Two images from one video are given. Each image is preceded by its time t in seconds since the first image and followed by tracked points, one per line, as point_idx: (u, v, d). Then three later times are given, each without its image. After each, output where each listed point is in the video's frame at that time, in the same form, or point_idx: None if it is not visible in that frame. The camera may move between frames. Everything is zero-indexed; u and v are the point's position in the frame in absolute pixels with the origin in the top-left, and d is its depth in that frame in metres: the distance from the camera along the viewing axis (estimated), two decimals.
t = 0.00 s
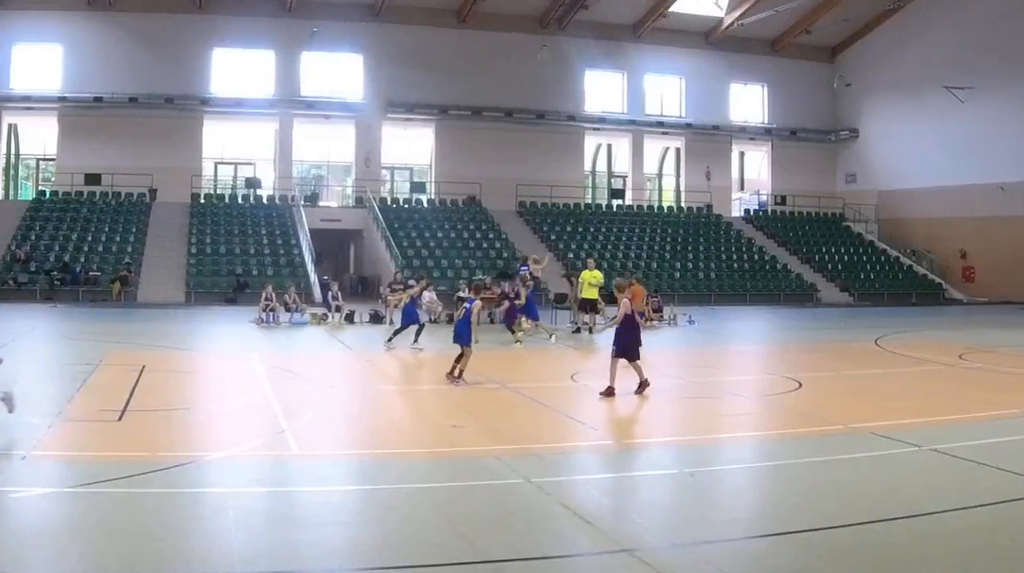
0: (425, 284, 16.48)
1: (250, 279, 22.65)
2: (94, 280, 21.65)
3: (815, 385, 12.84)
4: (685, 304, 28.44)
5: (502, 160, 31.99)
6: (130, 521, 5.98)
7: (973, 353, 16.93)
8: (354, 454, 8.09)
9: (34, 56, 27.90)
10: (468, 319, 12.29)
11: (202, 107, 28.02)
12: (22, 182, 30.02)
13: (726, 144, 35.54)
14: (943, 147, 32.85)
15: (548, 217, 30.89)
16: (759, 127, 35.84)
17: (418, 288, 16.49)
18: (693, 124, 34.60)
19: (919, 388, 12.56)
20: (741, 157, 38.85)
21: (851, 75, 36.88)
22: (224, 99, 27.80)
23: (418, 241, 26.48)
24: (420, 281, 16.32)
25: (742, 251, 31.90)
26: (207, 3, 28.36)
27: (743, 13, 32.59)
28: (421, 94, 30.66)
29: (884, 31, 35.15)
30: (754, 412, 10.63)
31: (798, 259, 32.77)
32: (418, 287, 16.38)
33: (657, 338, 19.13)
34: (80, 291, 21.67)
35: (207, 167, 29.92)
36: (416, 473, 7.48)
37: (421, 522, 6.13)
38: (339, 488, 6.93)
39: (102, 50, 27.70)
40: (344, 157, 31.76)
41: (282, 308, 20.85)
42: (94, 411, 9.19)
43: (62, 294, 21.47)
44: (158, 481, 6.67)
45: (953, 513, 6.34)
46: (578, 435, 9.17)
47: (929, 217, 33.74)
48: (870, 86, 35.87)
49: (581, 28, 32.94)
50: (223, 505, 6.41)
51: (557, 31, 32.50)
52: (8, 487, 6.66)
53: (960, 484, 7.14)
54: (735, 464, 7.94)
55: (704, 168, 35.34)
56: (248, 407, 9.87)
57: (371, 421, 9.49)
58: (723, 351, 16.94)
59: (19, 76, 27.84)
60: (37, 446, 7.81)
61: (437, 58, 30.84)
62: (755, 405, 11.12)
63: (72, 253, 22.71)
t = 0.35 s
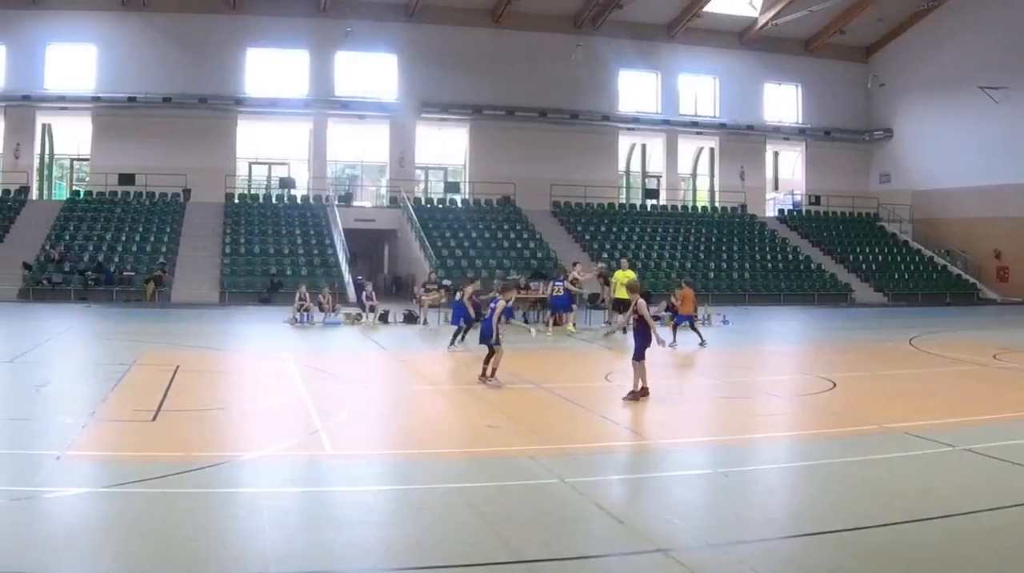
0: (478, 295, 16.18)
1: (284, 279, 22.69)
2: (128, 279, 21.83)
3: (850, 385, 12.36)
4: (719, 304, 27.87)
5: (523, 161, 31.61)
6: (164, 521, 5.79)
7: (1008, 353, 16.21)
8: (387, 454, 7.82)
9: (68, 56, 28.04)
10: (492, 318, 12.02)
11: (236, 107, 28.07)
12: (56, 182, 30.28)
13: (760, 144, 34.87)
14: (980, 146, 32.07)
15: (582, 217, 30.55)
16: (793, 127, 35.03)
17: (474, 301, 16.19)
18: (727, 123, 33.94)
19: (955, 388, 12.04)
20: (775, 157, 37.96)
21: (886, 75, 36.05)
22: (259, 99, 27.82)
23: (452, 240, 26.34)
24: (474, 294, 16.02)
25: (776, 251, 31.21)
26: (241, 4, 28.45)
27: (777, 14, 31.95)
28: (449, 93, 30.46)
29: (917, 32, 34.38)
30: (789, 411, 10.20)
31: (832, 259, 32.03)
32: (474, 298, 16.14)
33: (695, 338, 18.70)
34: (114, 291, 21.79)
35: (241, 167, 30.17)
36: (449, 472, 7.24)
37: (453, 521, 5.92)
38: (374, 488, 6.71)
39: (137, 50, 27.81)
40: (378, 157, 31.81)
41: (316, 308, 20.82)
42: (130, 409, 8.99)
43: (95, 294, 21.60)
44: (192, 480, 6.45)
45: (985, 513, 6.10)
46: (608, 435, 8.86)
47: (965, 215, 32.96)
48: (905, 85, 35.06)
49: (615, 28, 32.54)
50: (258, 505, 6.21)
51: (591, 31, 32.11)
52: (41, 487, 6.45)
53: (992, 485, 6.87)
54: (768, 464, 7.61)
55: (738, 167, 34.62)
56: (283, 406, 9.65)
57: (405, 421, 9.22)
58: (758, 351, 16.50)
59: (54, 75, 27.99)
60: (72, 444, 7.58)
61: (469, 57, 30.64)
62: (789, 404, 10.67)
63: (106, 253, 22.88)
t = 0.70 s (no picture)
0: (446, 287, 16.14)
1: (319, 280, 22.79)
2: (162, 280, 21.90)
3: (886, 384, 11.88)
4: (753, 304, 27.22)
5: (564, 158, 31.32)
6: (199, 521, 5.62)
7: None
8: (422, 454, 7.62)
9: (102, 55, 28.01)
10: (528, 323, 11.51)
11: (270, 107, 27.99)
12: (90, 182, 30.94)
13: (795, 145, 34.23)
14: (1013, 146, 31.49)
15: (616, 217, 30.19)
16: (828, 127, 34.36)
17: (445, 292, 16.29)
18: (761, 124, 33.29)
19: (992, 388, 11.57)
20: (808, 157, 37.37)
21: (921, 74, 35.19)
22: (293, 99, 27.76)
23: (487, 241, 26.17)
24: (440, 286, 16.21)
25: (809, 251, 30.60)
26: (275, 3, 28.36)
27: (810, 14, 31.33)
28: (478, 94, 30.21)
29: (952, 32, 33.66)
30: (826, 412, 9.78)
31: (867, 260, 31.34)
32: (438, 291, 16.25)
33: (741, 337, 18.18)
34: (148, 291, 21.82)
35: (276, 166, 30.24)
36: (481, 472, 7.04)
37: (484, 520, 5.73)
38: (407, 487, 6.53)
39: (172, 50, 27.81)
40: (412, 156, 31.78)
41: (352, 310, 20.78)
42: (164, 409, 8.82)
43: (128, 295, 21.62)
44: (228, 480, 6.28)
45: None
46: (642, 436, 8.54)
47: (999, 216, 32.30)
48: (941, 85, 34.29)
49: (649, 28, 32.10)
50: (292, 505, 6.03)
51: (626, 31, 31.72)
52: (73, 487, 6.27)
53: None
54: (803, 464, 7.31)
55: (772, 168, 33.99)
56: (319, 407, 9.46)
57: (440, 422, 9.00)
58: (791, 350, 16.08)
59: (88, 75, 27.98)
60: (106, 444, 7.38)
61: (501, 56, 30.42)
62: (827, 405, 10.23)
63: (141, 253, 23.01)
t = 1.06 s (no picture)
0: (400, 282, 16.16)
1: (355, 280, 22.86)
2: (198, 280, 21.76)
3: (921, 384, 11.47)
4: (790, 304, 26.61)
5: (597, 158, 30.95)
6: (233, 520, 5.46)
7: None
8: (457, 454, 7.40)
9: (138, 56, 28.03)
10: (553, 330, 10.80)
11: (306, 107, 27.96)
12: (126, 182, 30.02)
13: (831, 145, 33.44)
14: None
15: (653, 217, 29.76)
16: (862, 127, 33.51)
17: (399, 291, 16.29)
18: (798, 124, 32.63)
19: None
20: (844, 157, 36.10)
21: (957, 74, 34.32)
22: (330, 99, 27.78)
23: (524, 241, 25.99)
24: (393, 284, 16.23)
25: (844, 250, 29.81)
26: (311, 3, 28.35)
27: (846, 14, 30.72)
28: (511, 94, 30.00)
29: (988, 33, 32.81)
30: (864, 412, 9.42)
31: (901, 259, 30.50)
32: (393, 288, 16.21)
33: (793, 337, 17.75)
34: (184, 291, 21.73)
35: (311, 166, 29.88)
36: (516, 471, 6.84)
37: (517, 518, 5.60)
38: (444, 487, 6.33)
39: (209, 50, 27.81)
40: (447, 156, 31.51)
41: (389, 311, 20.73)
42: (200, 409, 8.67)
43: (165, 294, 21.58)
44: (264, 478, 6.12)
45: None
46: (678, 435, 8.28)
47: None
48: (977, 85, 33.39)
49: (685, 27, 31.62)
50: (328, 504, 5.87)
51: (661, 31, 31.33)
52: (107, 485, 6.10)
53: None
54: (838, 464, 7.08)
55: (808, 168, 33.29)
56: (355, 406, 9.29)
57: (477, 423, 8.75)
58: (827, 349, 15.68)
59: (123, 76, 28.00)
60: (141, 443, 7.17)
61: (535, 56, 30.19)
62: (865, 405, 9.87)
63: (177, 253, 22.99)
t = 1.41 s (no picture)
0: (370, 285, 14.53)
1: (389, 280, 22.82)
2: (232, 280, 21.76)
3: (956, 384, 11.06)
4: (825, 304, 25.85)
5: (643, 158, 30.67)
6: (268, 520, 5.31)
7: None
8: (491, 453, 7.23)
9: (172, 56, 27.99)
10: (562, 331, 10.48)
11: (340, 107, 27.92)
12: (160, 183, 30.34)
13: (865, 145, 32.81)
14: None
15: (687, 217, 29.25)
16: (897, 127, 32.78)
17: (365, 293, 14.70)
18: (832, 124, 32.03)
19: None
20: (879, 157, 35.43)
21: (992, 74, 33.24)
22: (365, 99, 27.77)
23: (558, 241, 25.70)
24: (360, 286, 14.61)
25: (876, 251, 29.03)
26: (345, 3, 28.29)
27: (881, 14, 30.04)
28: (543, 94, 29.76)
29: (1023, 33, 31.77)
30: (899, 412, 9.10)
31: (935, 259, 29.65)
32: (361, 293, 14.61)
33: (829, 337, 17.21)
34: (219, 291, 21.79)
35: (346, 167, 30.14)
36: (546, 470, 6.67)
37: (549, 516, 5.45)
38: (477, 487, 6.15)
39: (244, 50, 27.78)
40: (482, 156, 31.49)
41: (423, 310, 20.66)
42: (234, 409, 8.55)
43: (199, 295, 21.55)
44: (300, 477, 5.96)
45: None
46: (708, 434, 8.06)
47: None
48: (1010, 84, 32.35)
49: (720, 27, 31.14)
50: (362, 503, 5.72)
51: (695, 31, 30.89)
52: (141, 485, 5.95)
53: None
54: (873, 464, 6.82)
55: (843, 168, 32.58)
56: (387, 406, 9.16)
57: (512, 423, 8.53)
58: (862, 349, 15.20)
59: (159, 76, 27.96)
60: (176, 443, 7.00)
61: (569, 55, 29.91)
62: (900, 405, 9.51)
63: (211, 252, 23.01)
